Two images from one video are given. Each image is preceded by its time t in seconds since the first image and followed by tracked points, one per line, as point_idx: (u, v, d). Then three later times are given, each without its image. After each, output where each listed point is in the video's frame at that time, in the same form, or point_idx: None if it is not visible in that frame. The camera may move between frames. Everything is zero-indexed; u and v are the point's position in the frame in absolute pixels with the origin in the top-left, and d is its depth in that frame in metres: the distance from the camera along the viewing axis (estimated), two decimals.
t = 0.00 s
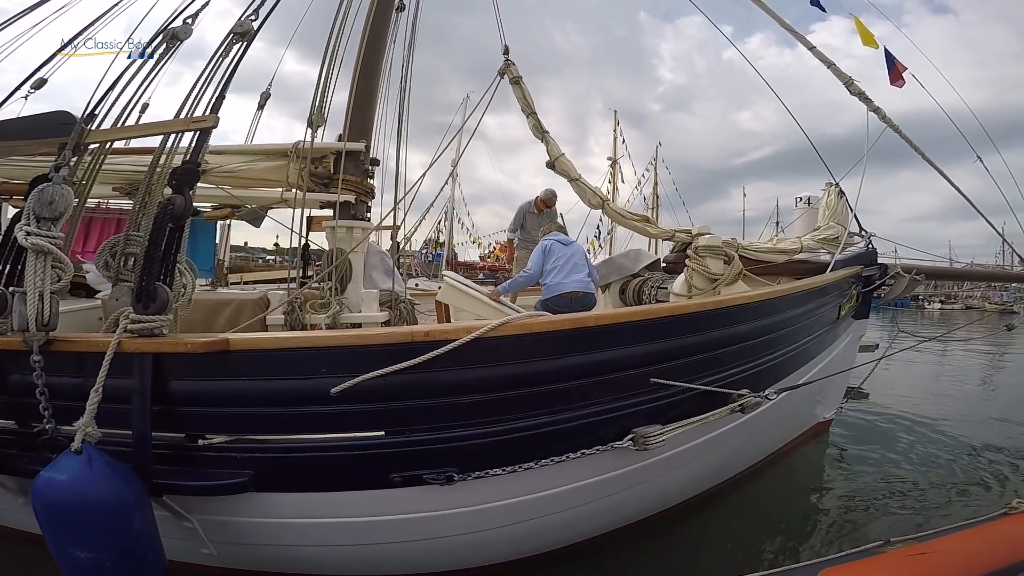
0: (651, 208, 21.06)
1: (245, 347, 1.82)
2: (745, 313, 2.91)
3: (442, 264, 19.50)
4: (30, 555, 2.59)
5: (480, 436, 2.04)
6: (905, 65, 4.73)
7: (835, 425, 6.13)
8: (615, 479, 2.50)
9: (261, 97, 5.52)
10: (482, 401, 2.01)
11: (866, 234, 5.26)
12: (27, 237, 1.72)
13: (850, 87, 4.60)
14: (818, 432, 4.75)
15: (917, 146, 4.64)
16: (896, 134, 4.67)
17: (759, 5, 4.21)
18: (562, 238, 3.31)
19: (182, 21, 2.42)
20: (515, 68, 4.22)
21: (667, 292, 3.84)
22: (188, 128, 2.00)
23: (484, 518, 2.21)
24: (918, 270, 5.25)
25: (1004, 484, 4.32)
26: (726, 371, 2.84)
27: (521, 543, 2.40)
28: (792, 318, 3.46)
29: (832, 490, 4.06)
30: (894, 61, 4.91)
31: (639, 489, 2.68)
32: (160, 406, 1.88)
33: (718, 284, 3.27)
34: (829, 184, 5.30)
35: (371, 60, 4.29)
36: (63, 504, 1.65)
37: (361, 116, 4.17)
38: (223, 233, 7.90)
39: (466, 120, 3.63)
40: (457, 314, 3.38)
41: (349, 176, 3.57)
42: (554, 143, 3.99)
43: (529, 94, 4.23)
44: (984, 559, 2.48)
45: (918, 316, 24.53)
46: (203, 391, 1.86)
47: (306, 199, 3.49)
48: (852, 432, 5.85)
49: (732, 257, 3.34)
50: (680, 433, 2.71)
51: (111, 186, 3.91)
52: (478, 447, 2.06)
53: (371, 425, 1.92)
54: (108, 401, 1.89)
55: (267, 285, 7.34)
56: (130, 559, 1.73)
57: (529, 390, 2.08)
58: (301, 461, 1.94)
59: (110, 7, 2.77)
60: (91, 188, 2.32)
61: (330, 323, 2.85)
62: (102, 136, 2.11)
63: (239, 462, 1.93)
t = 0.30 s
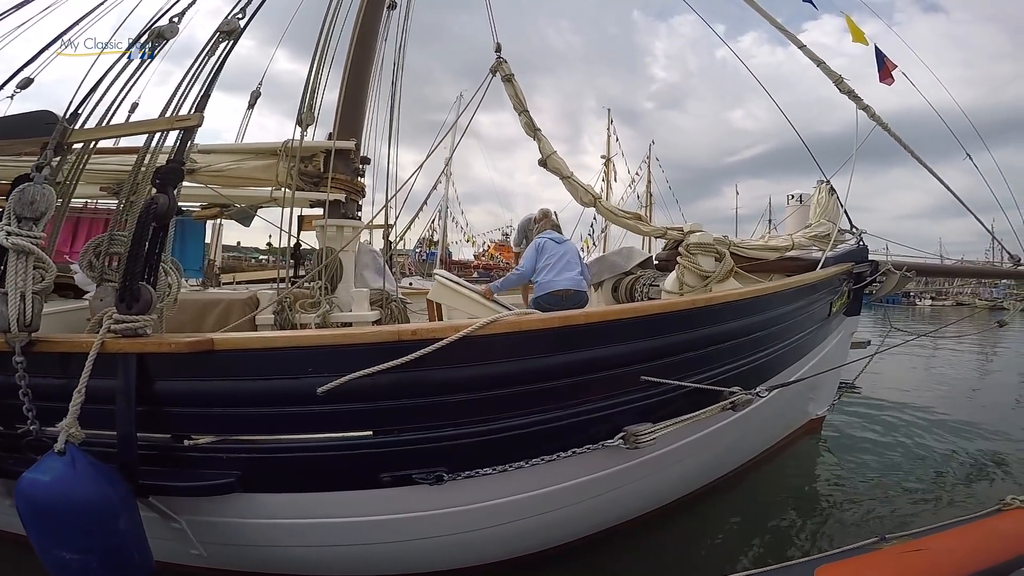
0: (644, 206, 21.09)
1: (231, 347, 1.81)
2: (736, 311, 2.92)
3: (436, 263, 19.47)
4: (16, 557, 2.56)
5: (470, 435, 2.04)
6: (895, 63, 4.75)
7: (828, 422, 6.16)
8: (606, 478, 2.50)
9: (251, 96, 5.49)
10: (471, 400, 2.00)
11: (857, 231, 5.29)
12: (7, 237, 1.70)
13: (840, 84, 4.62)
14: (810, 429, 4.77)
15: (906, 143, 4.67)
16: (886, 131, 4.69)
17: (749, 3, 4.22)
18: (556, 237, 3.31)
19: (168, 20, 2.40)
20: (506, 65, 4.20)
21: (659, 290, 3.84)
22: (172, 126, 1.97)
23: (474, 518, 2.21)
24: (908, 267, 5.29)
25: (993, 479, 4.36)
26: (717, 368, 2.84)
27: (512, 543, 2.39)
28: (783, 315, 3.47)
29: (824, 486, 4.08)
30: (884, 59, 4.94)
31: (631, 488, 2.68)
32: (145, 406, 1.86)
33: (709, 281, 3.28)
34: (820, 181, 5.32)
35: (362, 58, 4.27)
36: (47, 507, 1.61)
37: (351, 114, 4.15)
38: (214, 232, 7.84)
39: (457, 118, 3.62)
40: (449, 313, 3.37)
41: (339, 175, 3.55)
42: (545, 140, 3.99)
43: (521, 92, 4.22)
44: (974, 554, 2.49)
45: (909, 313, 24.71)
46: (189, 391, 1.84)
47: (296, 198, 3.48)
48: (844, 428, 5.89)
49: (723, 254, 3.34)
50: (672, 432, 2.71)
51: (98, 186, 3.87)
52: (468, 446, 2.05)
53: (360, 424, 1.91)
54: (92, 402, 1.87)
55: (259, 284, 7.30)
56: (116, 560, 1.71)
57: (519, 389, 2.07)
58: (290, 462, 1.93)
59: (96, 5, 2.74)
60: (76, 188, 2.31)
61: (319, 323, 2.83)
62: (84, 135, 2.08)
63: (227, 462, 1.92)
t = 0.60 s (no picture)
0: (638, 206, 21.16)
1: (216, 350, 1.79)
2: (727, 310, 2.92)
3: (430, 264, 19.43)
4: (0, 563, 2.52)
5: (459, 437, 2.03)
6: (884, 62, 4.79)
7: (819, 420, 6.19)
8: (597, 479, 2.50)
9: (240, 97, 5.46)
10: (460, 402, 1.99)
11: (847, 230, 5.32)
12: None
13: (830, 84, 4.66)
14: (803, 428, 4.79)
15: (895, 143, 4.71)
16: (875, 131, 4.73)
17: (739, 3, 4.25)
18: (548, 238, 3.32)
19: (154, 20, 2.39)
20: (498, 66, 4.20)
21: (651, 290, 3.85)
22: (156, 128, 1.96)
23: (464, 520, 2.19)
24: (898, 265, 5.33)
25: (983, 477, 4.39)
26: (708, 368, 2.85)
27: (503, 545, 2.38)
28: (773, 314, 3.48)
29: (816, 485, 4.10)
30: (874, 59, 4.98)
31: (622, 489, 2.67)
32: (129, 410, 1.84)
33: (700, 281, 3.29)
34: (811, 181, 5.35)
35: (352, 58, 4.25)
36: (30, 510, 1.58)
37: (342, 114, 4.13)
38: (204, 234, 7.77)
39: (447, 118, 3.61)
40: (441, 315, 3.36)
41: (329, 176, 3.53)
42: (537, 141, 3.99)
43: (513, 92, 4.22)
44: (964, 551, 2.50)
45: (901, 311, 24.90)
46: (174, 395, 1.82)
47: (285, 199, 3.46)
48: (836, 426, 5.92)
49: (714, 254, 3.35)
50: (663, 432, 2.71)
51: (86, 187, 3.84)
52: (458, 448, 2.04)
53: (349, 427, 1.90)
54: (77, 406, 1.85)
55: (251, 286, 7.25)
56: (101, 563, 1.69)
57: (508, 390, 2.07)
58: (278, 465, 1.91)
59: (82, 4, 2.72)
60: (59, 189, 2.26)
61: (309, 325, 2.81)
62: (67, 137, 2.06)
63: (214, 465, 1.90)
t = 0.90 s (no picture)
0: (632, 205, 21.18)
1: (201, 352, 1.79)
2: (717, 310, 2.93)
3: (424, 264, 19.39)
4: None
5: (448, 438, 2.02)
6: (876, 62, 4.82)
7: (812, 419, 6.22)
8: (589, 479, 2.50)
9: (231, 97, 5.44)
10: (449, 403, 1.99)
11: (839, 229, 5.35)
12: None
13: (821, 84, 4.68)
14: (796, 427, 4.81)
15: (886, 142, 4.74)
16: (866, 130, 4.75)
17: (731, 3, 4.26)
18: (541, 237, 3.31)
19: (141, 22, 2.38)
20: (490, 66, 4.20)
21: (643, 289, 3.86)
22: (140, 129, 1.95)
23: (454, 522, 2.19)
24: (889, 264, 5.37)
25: (973, 475, 4.42)
26: (698, 368, 2.85)
27: (494, 546, 2.38)
28: (764, 314, 3.49)
29: (808, 484, 4.12)
30: (865, 58, 5.00)
31: (614, 489, 2.67)
32: (115, 412, 1.83)
33: (691, 280, 3.29)
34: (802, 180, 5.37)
35: (343, 58, 4.24)
36: (13, 512, 1.55)
37: (333, 114, 4.12)
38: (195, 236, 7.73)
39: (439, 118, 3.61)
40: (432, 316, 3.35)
41: (319, 176, 3.52)
42: (529, 141, 3.99)
43: (505, 92, 4.21)
44: (953, 550, 2.52)
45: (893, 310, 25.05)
46: (160, 397, 1.81)
47: (275, 200, 3.44)
48: (828, 425, 5.95)
49: (705, 254, 3.35)
50: (654, 432, 2.71)
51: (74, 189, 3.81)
52: (447, 450, 2.04)
53: (337, 428, 1.90)
54: (62, 408, 1.83)
55: (243, 288, 7.21)
56: (89, 564, 1.67)
57: (498, 391, 2.07)
58: (267, 466, 1.90)
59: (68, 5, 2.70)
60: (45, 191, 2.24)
61: (299, 327, 2.81)
62: (52, 138, 2.05)
63: (200, 467, 1.89)
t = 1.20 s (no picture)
0: (627, 203, 21.20)
1: (189, 348, 1.78)
2: (709, 307, 2.94)
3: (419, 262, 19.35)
4: None
5: (439, 435, 2.03)
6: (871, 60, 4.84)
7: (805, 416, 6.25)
8: (580, 476, 2.50)
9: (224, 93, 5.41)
10: (439, 400, 1.99)
11: (832, 226, 5.37)
12: None
13: (816, 82, 4.69)
14: (788, 424, 4.83)
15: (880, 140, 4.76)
16: (861, 128, 4.77)
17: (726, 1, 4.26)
18: (534, 234, 3.31)
19: (132, 18, 2.37)
20: (484, 63, 4.19)
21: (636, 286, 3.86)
22: (128, 125, 1.93)
23: (445, 519, 2.19)
24: (881, 262, 5.40)
25: (963, 473, 4.46)
26: (690, 365, 2.86)
27: (486, 544, 2.38)
28: (757, 311, 3.50)
29: (799, 481, 4.14)
30: (860, 56, 5.02)
31: (605, 486, 2.68)
32: (103, 409, 1.82)
33: (684, 277, 3.29)
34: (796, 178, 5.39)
35: (336, 54, 4.22)
36: None
37: (326, 110, 4.10)
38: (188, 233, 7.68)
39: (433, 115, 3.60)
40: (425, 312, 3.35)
41: (312, 173, 3.51)
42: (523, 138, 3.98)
43: (499, 89, 4.21)
44: (941, 547, 2.54)
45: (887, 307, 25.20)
46: (148, 394, 1.80)
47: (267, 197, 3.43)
48: (820, 423, 5.98)
49: (698, 251, 3.36)
50: (646, 429, 2.72)
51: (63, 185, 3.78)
52: (438, 446, 2.04)
53: (326, 425, 1.89)
54: (49, 405, 1.82)
55: (236, 285, 7.18)
56: (76, 563, 1.67)
57: (489, 387, 2.07)
58: (257, 463, 1.90)
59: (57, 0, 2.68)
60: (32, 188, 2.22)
61: (291, 323, 2.77)
62: (39, 135, 2.03)
63: (189, 464, 1.88)
